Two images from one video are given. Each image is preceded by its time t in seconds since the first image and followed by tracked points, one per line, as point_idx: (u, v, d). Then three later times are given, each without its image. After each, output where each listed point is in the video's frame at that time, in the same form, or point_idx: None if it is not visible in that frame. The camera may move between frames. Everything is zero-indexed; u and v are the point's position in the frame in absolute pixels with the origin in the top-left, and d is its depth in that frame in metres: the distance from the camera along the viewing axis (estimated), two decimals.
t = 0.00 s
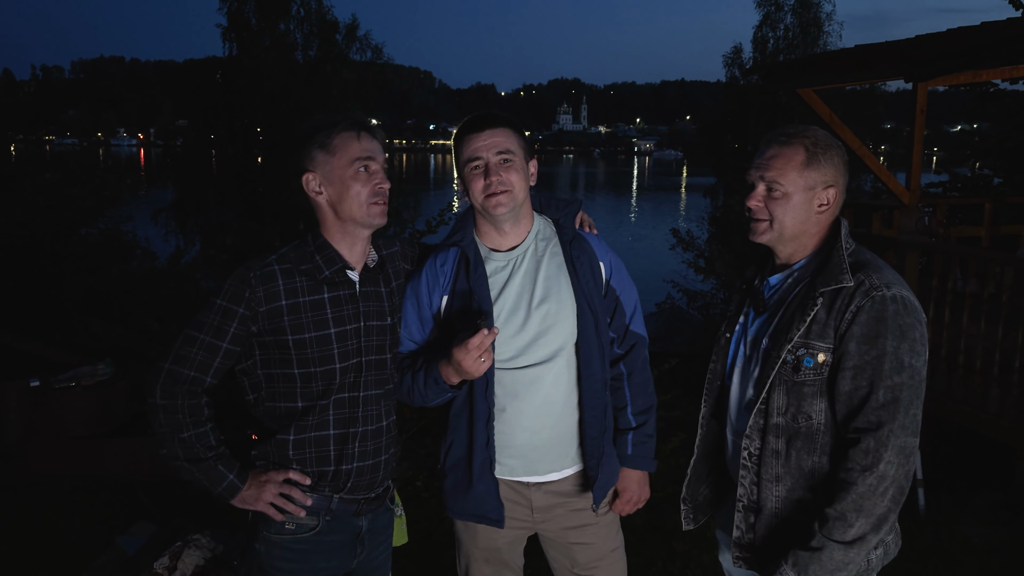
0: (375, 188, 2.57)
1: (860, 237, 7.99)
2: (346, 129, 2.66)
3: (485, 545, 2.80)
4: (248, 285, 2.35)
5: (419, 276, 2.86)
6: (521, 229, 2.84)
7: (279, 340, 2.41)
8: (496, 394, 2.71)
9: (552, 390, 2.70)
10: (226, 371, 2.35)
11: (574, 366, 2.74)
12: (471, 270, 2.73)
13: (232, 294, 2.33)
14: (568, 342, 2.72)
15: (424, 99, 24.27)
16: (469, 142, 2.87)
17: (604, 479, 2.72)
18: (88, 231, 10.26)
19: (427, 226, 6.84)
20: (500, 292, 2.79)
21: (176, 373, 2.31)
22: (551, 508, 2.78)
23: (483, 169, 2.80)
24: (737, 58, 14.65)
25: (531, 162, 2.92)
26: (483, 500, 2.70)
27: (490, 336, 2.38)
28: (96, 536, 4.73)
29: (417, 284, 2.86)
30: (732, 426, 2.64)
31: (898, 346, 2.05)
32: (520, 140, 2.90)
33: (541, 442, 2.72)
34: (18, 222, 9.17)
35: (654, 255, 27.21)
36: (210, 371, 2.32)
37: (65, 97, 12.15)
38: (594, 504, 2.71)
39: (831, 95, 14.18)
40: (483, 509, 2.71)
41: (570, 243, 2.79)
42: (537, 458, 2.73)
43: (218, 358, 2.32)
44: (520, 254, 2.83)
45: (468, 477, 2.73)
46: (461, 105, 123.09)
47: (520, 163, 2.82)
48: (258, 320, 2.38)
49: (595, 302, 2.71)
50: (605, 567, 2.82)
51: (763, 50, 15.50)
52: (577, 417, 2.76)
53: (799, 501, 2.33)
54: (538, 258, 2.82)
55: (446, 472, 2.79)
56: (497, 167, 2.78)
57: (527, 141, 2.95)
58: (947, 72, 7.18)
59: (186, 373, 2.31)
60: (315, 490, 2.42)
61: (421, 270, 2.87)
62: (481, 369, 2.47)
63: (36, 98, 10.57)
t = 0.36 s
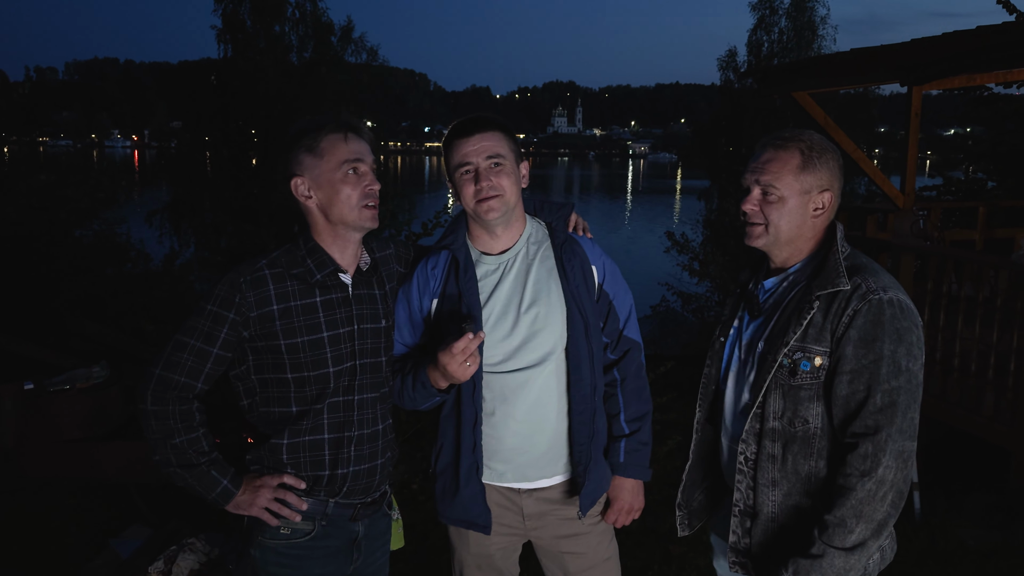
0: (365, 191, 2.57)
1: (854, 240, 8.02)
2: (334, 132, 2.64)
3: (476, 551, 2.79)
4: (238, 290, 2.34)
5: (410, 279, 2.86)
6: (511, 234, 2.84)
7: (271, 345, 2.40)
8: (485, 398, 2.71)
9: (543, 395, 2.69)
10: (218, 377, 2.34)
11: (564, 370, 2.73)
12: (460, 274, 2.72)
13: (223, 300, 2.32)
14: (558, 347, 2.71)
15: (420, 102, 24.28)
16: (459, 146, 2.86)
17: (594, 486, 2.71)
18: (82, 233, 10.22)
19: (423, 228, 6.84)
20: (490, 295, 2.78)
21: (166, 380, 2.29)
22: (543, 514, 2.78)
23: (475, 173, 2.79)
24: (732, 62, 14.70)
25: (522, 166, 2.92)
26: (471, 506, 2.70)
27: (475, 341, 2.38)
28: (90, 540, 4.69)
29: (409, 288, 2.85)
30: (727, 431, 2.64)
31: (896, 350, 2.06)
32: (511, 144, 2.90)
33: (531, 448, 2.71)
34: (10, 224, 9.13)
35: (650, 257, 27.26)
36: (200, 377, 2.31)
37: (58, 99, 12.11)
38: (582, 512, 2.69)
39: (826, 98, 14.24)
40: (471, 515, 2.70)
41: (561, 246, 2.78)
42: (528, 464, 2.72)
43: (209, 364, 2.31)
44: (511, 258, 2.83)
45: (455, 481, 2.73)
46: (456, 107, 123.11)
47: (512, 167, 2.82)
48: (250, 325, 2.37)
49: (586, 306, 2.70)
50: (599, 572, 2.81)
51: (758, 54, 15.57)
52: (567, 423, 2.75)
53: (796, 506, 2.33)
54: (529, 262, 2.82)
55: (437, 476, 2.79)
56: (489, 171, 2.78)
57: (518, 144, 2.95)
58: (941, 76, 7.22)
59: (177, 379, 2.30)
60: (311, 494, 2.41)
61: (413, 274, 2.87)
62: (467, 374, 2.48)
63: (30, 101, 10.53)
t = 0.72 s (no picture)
0: (357, 188, 2.57)
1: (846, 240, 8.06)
2: (323, 132, 2.64)
3: (470, 552, 2.79)
4: (233, 291, 2.33)
5: (405, 281, 2.86)
6: (503, 235, 2.85)
7: (265, 346, 2.39)
8: (478, 400, 2.72)
9: (536, 396, 2.70)
10: (212, 378, 2.33)
11: (559, 371, 2.74)
12: (454, 274, 2.72)
13: (218, 300, 2.31)
14: (552, 348, 2.71)
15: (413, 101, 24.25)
16: (454, 146, 2.85)
17: (587, 487, 2.71)
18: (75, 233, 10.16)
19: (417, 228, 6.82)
20: (484, 296, 2.79)
21: (160, 381, 2.28)
22: (536, 515, 2.78)
23: (468, 173, 2.79)
24: (725, 62, 14.74)
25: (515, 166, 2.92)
26: (463, 507, 2.70)
27: (466, 344, 2.40)
28: (83, 542, 4.67)
29: (403, 289, 2.86)
30: (719, 432, 2.65)
31: (889, 350, 2.07)
32: (504, 144, 2.90)
33: (524, 449, 2.72)
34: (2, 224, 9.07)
35: (644, 258, 27.32)
36: (195, 378, 2.30)
37: (50, 98, 12.04)
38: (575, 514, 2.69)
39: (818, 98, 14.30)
40: (464, 516, 2.70)
41: (555, 247, 2.79)
42: (521, 465, 2.73)
43: (203, 365, 2.30)
44: (505, 258, 2.83)
45: (449, 481, 2.73)
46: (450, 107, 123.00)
47: (506, 167, 2.82)
48: (244, 326, 2.36)
49: (581, 307, 2.71)
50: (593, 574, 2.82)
51: (751, 54, 15.62)
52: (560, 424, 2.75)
53: (790, 507, 2.34)
54: (523, 262, 2.82)
55: (430, 477, 2.79)
56: (483, 171, 2.78)
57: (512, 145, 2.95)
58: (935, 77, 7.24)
59: (172, 380, 2.29)
60: (306, 495, 2.41)
61: (407, 274, 2.87)
62: (460, 376, 2.47)
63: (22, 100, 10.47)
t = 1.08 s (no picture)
0: (353, 190, 2.56)
1: (841, 240, 8.07)
2: (320, 131, 2.63)
3: (469, 552, 2.79)
4: (230, 293, 2.32)
5: (403, 280, 2.86)
6: (503, 234, 2.84)
7: (263, 347, 2.38)
8: (477, 399, 2.71)
9: (534, 397, 2.70)
10: (211, 379, 2.32)
11: (556, 372, 2.74)
12: (454, 274, 2.72)
13: (214, 302, 2.30)
14: (550, 348, 2.71)
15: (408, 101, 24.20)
16: (455, 145, 2.85)
17: (586, 486, 2.71)
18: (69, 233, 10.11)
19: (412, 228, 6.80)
20: (483, 296, 2.78)
21: (158, 383, 2.27)
22: (535, 514, 2.78)
23: (470, 172, 2.78)
24: (720, 62, 14.77)
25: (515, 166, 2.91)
26: (463, 507, 2.69)
27: (468, 344, 2.40)
28: (79, 543, 4.64)
29: (402, 288, 2.85)
30: (714, 434, 2.65)
31: (883, 350, 2.07)
32: (503, 143, 2.90)
33: (522, 449, 2.72)
34: None
35: (639, 257, 27.36)
36: (193, 380, 2.29)
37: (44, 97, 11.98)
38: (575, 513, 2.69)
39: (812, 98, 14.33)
40: (463, 516, 2.70)
41: (554, 248, 2.79)
42: (519, 465, 2.73)
43: (201, 367, 2.29)
44: (504, 259, 2.83)
45: (448, 481, 2.73)
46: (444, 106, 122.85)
47: (506, 167, 2.82)
48: (241, 327, 2.35)
49: (579, 308, 2.71)
50: (592, 572, 2.82)
51: (745, 55, 15.65)
52: (559, 424, 2.75)
53: (785, 507, 2.35)
54: (522, 263, 2.82)
55: (429, 477, 2.79)
56: (484, 171, 2.78)
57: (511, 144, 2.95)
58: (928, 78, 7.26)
59: (170, 382, 2.28)
60: (306, 494, 2.40)
61: (406, 274, 2.86)
62: (461, 376, 2.46)
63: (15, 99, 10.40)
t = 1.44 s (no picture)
0: (361, 186, 2.55)
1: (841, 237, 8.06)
2: (327, 128, 2.62)
3: (468, 547, 2.79)
4: (232, 287, 2.32)
5: (405, 276, 2.85)
6: (506, 231, 2.84)
7: (264, 341, 2.39)
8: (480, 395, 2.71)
9: (535, 392, 2.70)
10: (210, 372, 2.32)
11: (558, 367, 2.74)
12: (457, 270, 2.71)
13: (216, 295, 2.30)
14: (551, 344, 2.71)
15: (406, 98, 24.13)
16: (458, 141, 2.84)
17: (587, 481, 2.71)
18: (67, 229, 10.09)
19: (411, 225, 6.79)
20: (485, 292, 2.78)
21: (158, 375, 2.27)
22: (534, 509, 2.78)
23: (474, 168, 2.78)
24: (720, 59, 14.74)
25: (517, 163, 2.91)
26: (465, 502, 2.70)
27: (473, 339, 2.39)
28: (77, 539, 4.63)
29: (404, 284, 2.84)
30: (712, 430, 2.65)
31: (880, 346, 2.07)
32: (505, 140, 2.90)
33: (524, 444, 2.72)
34: None
35: (638, 254, 27.32)
36: (193, 373, 2.29)
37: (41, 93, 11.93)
38: (577, 507, 2.69)
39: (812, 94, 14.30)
40: (465, 511, 2.70)
41: (556, 244, 2.79)
42: (520, 460, 2.73)
43: (201, 360, 2.29)
44: (506, 255, 2.83)
45: (449, 477, 2.73)
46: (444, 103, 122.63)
47: (509, 163, 2.82)
48: (243, 321, 2.35)
49: (582, 304, 2.71)
50: (591, 567, 2.82)
51: (745, 51, 15.61)
52: (560, 419, 2.76)
53: (783, 503, 2.35)
54: (524, 259, 2.82)
55: (429, 473, 2.79)
56: (487, 167, 2.77)
57: (512, 140, 2.95)
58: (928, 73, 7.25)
59: (169, 374, 2.28)
60: (301, 491, 2.40)
61: (408, 270, 2.86)
62: (464, 371, 2.47)
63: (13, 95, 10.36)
